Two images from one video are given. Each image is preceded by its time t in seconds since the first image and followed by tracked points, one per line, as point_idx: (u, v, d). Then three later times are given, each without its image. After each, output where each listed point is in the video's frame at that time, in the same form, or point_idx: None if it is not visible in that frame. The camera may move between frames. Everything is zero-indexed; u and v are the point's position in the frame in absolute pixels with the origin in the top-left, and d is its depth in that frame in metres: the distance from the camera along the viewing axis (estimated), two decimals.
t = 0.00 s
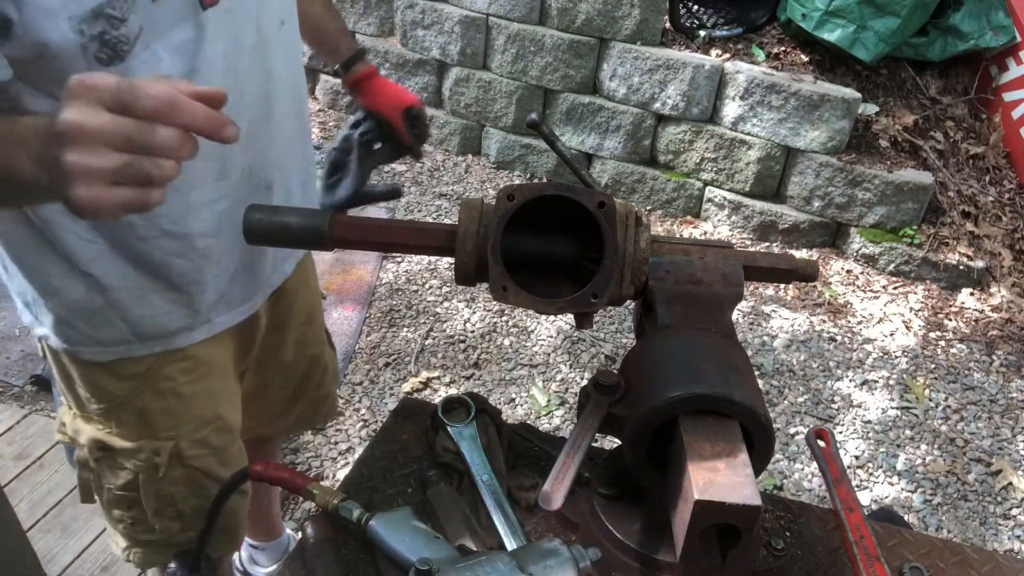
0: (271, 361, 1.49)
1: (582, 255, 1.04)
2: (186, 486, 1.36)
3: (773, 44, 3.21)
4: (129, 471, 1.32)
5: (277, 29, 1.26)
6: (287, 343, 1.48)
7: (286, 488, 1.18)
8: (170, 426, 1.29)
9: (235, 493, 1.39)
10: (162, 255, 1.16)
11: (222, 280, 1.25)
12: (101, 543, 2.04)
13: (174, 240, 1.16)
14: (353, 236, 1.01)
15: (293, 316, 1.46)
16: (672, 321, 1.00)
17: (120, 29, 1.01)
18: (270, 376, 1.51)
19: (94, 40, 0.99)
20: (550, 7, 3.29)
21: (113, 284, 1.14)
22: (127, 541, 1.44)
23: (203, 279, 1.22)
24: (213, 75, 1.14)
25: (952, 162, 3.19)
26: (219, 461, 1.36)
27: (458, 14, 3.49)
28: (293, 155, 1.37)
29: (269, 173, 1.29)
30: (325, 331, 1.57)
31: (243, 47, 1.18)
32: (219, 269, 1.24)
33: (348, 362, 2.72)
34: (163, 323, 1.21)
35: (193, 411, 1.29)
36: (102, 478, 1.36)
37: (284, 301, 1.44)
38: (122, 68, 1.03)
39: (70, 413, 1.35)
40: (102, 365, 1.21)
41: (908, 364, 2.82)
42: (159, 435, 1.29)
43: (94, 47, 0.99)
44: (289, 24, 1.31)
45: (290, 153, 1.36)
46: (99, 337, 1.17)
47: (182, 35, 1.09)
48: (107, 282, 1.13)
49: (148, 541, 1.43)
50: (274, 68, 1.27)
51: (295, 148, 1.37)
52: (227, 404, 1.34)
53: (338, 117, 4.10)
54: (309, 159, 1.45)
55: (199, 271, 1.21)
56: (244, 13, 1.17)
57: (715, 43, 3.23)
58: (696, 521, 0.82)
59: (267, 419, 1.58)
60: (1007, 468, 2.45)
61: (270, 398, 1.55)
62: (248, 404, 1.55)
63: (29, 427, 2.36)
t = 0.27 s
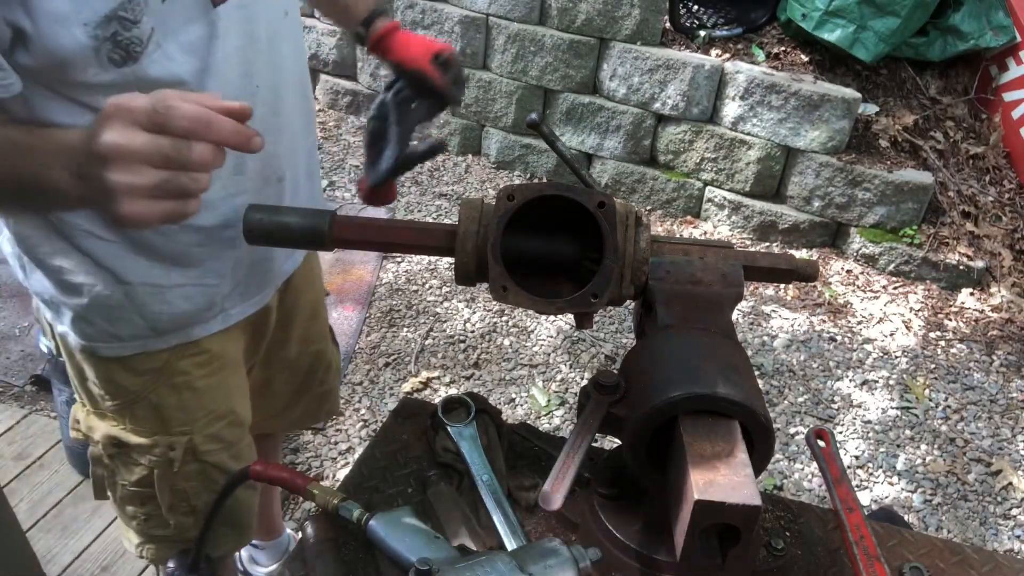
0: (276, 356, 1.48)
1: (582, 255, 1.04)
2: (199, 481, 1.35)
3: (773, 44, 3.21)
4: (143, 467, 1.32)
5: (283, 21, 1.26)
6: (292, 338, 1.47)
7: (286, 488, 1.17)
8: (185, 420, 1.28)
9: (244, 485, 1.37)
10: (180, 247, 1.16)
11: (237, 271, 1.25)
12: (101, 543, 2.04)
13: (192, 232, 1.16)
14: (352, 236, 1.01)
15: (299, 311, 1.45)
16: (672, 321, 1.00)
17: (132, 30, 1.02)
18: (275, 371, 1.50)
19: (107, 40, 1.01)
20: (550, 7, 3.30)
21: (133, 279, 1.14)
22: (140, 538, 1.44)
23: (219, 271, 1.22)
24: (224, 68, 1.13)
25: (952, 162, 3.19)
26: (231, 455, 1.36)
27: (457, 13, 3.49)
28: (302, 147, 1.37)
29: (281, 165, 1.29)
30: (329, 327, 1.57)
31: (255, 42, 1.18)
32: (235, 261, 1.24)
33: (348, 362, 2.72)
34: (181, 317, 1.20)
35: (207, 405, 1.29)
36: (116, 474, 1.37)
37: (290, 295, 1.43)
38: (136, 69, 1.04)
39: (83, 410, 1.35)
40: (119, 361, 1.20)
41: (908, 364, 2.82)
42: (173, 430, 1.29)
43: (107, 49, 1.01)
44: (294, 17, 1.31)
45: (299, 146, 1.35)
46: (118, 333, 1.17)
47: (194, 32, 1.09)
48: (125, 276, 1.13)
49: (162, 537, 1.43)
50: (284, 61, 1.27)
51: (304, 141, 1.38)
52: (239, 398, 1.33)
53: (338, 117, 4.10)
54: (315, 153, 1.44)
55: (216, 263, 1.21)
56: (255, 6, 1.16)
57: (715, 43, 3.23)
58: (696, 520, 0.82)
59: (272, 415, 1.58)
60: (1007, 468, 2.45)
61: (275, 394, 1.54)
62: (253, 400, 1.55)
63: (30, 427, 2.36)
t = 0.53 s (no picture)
0: (280, 357, 1.49)
1: (582, 254, 1.03)
2: (205, 482, 1.35)
3: (773, 44, 3.21)
4: (149, 469, 1.32)
5: (285, 18, 1.25)
6: (296, 339, 1.47)
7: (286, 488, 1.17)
8: (191, 421, 1.28)
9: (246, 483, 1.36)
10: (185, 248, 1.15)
11: (242, 272, 1.25)
12: (101, 543, 2.04)
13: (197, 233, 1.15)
14: (353, 236, 1.00)
15: (303, 312, 1.46)
16: (672, 321, 1.00)
17: (131, 35, 1.02)
18: (278, 372, 1.51)
19: (105, 45, 1.00)
20: (550, 7, 3.29)
21: (138, 282, 1.13)
22: (146, 539, 1.43)
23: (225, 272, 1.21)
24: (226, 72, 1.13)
25: (952, 162, 3.19)
26: (237, 455, 1.36)
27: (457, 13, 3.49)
28: (305, 145, 1.36)
29: (284, 164, 1.29)
30: (331, 328, 1.57)
31: (259, 44, 1.18)
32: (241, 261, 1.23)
33: (348, 362, 2.72)
34: (187, 319, 1.20)
35: (212, 405, 1.29)
36: (122, 478, 1.36)
37: (295, 297, 1.43)
38: (134, 74, 1.04)
39: (88, 412, 1.35)
40: (125, 363, 1.20)
41: (908, 364, 2.82)
42: (179, 431, 1.28)
43: (105, 53, 1.01)
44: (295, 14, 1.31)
45: (301, 148, 1.35)
46: (124, 334, 1.16)
47: (195, 35, 1.09)
48: (132, 278, 1.12)
49: (169, 539, 1.42)
50: (288, 59, 1.26)
51: (306, 138, 1.37)
52: (244, 398, 1.34)
53: (338, 117, 4.10)
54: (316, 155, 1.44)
55: (220, 263, 1.20)
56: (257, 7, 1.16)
57: (715, 43, 3.23)
58: (696, 521, 0.82)
59: (274, 416, 1.58)
60: (1007, 468, 2.45)
61: (277, 395, 1.54)
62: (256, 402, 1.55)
63: (29, 427, 2.36)
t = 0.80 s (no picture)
0: (277, 361, 1.49)
1: (582, 254, 1.03)
2: (193, 488, 1.35)
3: (773, 44, 3.21)
4: (137, 473, 1.32)
5: (285, 32, 1.25)
6: (293, 344, 1.47)
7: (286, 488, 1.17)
8: (180, 429, 1.28)
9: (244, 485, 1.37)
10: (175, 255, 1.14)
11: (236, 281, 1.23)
12: (101, 543, 2.04)
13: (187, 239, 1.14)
14: (353, 235, 1.00)
15: (299, 319, 1.45)
16: (672, 321, 1.00)
17: (119, 46, 0.99)
18: (275, 377, 1.51)
19: (91, 55, 0.97)
20: (550, 7, 3.29)
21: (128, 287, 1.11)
22: (133, 541, 1.44)
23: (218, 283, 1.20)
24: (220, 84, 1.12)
25: (952, 162, 3.19)
26: (227, 462, 1.36)
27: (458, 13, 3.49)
28: (304, 157, 1.36)
29: (283, 176, 1.29)
30: (329, 331, 1.57)
31: (257, 57, 1.17)
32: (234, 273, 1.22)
33: (348, 362, 2.72)
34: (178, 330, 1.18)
35: (201, 414, 1.28)
36: (111, 480, 1.36)
37: (292, 303, 1.43)
38: (120, 87, 1.01)
39: (78, 414, 1.35)
40: (115, 369, 1.19)
41: (908, 364, 2.82)
42: (168, 438, 1.28)
43: (94, 63, 0.98)
44: (296, 30, 1.31)
45: (300, 157, 1.34)
46: (114, 343, 1.15)
47: (189, 49, 1.07)
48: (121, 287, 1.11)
49: (156, 542, 1.42)
50: (288, 75, 1.26)
51: (304, 151, 1.37)
52: (236, 406, 1.33)
53: (338, 117, 4.12)
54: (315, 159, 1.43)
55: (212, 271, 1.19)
56: (256, 21, 1.17)
57: (715, 43, 3.23)
58: (696, 520, 0.82)
59: (272, 418, 1.58)
60: (1007, 468, 2.45)
61: (275, 398, 1.54)
62: (254, 404, 1.55)
63: (30, 427, 2.36)
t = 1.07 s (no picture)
0: (280, 369, 1.49)
1: (582, 255, 1.03)
2: (191, 497, 1.35)
3: (773, 44, 3.21)
4: (134, 483, 1.30)
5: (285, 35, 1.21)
6: (297, 352, 1.47)
7: (286, 488, 1.18)
8: (177, 438, 1.27)
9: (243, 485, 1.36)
10: (172, 267, 1.14)
11: (234, 293, 1.23)
12: (101, 543, 2.04)
13: (184, 253, 1.13)
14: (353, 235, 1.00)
15: (303, 328, 1.45)
16: (672, 321, 1.00)
17: (116, 51, 0.99)
18: (279, 386, 1.51)
19: (88, 59, 0.97)
20: (550, 7, 3.30)
21: (124, 300, 1.11)
22: (128, 552, 1.42)
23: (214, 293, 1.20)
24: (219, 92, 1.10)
25: (952, 162, 3.19)
26: (225, 471, 1.35)
27: (458, 13, 3.49)
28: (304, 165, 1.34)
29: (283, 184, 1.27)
30: (334, 340, 1.56)
31: (256, 61, 1.16)
32: (231, 285, 1.22)
33: (348, 362, 2.72)
34: (175, 339, 1.18)
35: (200, 422, 1.27)
36: (105, 491, 1.34)
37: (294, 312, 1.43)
38: (117, 93, 1.01)
39: (72, 424, 1.34)
40: (112, 381, 1.18)
41: (908, 364, 2.82)
42: (166, 447, 1.27)
43: (89, 68, 0.97)
44: (299, 32, 1.27)
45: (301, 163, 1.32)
46: (110, 352, 1.14)
47: (186, 54, 1.06)
48: (118, 296, 1.11)
49: (152, 551, 1.41)
50: (289, 76, 1.24)
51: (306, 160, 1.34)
52: (234, 415, 1.32)
53: (338, 117, 4.12)
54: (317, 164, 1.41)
55: (210, 283, 1.19)
56: (255, 25, 1.14)
57: (715, 43, 3.23)
58: (696, 520, 0.82)
59: (275, 425, 1.58)
60: (1006, 468, 2.45)
61: (278, 406, 1.54)
62: (257, 411, 1.55)
63: (30, 427, 2.36)
